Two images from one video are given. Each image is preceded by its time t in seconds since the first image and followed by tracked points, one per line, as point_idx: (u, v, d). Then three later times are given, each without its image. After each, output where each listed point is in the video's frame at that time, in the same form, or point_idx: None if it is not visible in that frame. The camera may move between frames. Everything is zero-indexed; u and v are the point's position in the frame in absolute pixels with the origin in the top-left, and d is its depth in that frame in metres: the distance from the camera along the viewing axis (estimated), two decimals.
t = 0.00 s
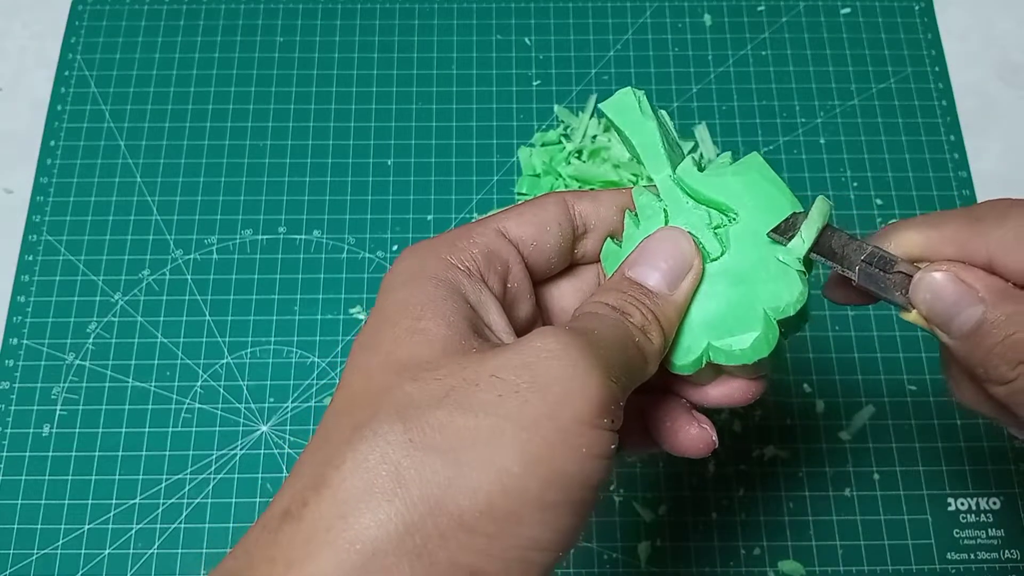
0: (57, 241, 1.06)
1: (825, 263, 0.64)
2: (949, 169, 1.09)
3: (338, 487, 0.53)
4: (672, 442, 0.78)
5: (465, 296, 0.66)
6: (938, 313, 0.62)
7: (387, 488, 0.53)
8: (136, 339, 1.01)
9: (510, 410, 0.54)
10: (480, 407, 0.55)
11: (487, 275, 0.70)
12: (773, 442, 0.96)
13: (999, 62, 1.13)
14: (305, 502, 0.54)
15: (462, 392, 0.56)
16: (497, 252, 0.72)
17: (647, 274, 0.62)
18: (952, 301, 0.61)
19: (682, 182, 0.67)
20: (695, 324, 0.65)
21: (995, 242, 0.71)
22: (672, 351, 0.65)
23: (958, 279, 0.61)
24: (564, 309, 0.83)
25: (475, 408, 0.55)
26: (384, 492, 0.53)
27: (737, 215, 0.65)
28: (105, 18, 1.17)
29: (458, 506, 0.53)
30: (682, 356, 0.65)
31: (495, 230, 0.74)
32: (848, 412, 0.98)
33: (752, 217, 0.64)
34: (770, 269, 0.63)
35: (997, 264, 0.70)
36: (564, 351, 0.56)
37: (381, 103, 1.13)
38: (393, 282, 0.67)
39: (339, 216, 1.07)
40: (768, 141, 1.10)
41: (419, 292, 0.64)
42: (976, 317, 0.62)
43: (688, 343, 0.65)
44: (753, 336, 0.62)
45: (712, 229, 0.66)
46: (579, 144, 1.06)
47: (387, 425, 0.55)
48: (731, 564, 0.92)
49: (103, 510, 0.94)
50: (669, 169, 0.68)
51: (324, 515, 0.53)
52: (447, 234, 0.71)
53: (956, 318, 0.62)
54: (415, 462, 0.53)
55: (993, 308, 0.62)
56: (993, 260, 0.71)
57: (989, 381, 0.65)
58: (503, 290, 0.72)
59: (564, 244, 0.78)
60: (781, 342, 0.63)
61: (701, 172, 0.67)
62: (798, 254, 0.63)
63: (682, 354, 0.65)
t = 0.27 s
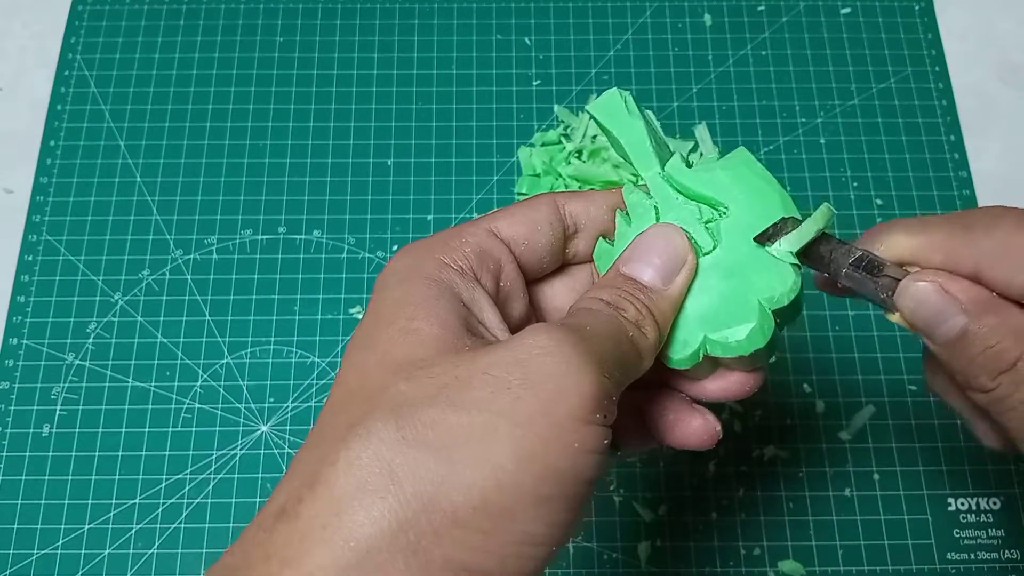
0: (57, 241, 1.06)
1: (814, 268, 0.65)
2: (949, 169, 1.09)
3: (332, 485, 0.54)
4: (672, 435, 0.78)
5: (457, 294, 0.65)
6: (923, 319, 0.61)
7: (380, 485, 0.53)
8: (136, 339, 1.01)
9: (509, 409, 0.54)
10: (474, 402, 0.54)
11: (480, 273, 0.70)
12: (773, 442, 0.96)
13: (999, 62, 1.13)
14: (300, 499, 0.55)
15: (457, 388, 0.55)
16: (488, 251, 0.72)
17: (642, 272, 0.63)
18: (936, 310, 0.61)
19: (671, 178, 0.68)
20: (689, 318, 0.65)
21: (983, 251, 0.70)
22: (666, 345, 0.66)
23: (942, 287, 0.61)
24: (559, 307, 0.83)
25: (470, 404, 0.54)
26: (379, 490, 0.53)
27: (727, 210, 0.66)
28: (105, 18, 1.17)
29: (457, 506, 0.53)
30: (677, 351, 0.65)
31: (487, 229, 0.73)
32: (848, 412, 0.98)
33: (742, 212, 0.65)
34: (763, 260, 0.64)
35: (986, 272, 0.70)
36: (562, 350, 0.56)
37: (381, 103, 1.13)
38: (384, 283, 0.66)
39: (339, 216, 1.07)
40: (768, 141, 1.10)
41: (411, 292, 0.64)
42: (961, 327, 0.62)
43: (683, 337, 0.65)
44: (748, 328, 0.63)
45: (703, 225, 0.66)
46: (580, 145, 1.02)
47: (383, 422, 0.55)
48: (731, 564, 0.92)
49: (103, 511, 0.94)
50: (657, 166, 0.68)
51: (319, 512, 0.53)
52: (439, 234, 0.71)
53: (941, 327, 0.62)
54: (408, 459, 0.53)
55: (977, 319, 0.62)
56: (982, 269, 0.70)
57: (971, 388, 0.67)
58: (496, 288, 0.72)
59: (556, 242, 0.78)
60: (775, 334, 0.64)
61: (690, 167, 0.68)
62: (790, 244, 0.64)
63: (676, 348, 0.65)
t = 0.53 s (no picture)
0: (57, 241, 1.06)
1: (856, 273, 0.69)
2: (949, 169, 1.09)
3: (323, 482, 0.54)
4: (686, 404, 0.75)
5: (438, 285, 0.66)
6: (938, 358, 0.63)
7: (370, 479, 0.53)
8: (136, 339, 1.01)
9: (509, 408, 0.54)
10: (470, 396, 0.54)
11: (460, 264, 0.70)
12: (773, 442, 0.96)
13: (999, 61, 1.13)
14: (289, 498, 0.55)
15: (444, 384, 0.55)
16: (465, 243, 0.72)
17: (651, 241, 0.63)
18: (954, 349, 0.62)
19: (649, 162, 0.71)
20: (703, 286, 0.65)
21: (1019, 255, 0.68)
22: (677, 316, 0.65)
23: (962, 327, 0.62)
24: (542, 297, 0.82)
25: (466, 398, 0.54)
26: (369, 483, 0.53)
27: (713, 183, 0.69)
28: (105, 18, 1.17)
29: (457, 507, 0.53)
30: (699, 323, 0.64)
31: (460, 224, 0.74)
32: (848, 411, 0.98)
33: (726, 182, 0.68)
34: (758, 221, 0.66)
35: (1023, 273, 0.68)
36: (562, 348, 0.56)
37: (381, 103, 1.13)
38: (360, 279, 0.67)
39: (339, 216, 1.07)
40: (768, 141, 1.10)
41: (384, 288, 0.64)
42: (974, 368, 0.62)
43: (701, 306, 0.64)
44: (768, 283, 0.64)
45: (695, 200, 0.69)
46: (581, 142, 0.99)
47: (368, 419, 0.55)
48: (731, 564, 0.92)
49: (103, 511, 0.94)
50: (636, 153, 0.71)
51: (308, 509, 0.54)
52: (412, 230, 0.71)
53: (955, 367, 0.63)
54: (398, 452, 0.54)
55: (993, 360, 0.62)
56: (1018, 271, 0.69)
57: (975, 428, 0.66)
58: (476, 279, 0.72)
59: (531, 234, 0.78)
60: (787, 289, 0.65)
61: (664, 150, 0.71)
62: (774, 206, 0.67)
63: (694, 318, 0.64)
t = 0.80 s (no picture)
0: (57, 241, 1.06)
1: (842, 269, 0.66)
2: (948, 169, 1.09)
3: (319, 480, 0.54)
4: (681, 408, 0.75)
5: (436, 285, 0.66)
6: (929, 356, 0.62)
7: (368, 477, 0.53)
8: (137, 339, 1.01)
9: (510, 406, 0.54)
10: (467, 390, 0.54)
11: (457, 265, 0.70)
12: (773, 441, 0.97)
13: (998, 62, 1.13)
14: (278, 494, 0.55)
15: (443, 382, 0.55)
16: (463, 243, 0.72)
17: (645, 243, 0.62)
18: (941, 347, 0.61)
19: (649, 163, 0.70)
20: (693, 287, 0.64)
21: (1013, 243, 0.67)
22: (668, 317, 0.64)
23: (948, 325, 0.61)
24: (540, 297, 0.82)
25: (466, 396, 0.54)
26: (360, 479, 0.53)
27: (712, 182, 0.67)
28: (106, 19, 1.17)
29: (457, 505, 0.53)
30: (689, 324, 0.63)
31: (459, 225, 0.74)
32: (848, 411, 0.98)
33: (726, 181, 0.66)
34: (755, 221, 0.65)
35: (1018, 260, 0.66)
36: (562, 345, 0.55)
37: (382, 103, 1.13)
38: (360, 278, 0.67)
39: (339, 216, 1.07)
40: (768, 142, 1.11)
41: (383, 288, 0.65)
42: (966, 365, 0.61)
43: (690, 308, 0.63)
44: (761, 283, 0.62)
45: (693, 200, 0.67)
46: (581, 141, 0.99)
47: (360, 415, 0.55)
48: (731, 564, 0.92)
49: (103, 510, 0.94)
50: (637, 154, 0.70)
51: (297, 505, 0.53)
52: (414, 231, 0.71)
53: (947, 363, 0.62)
54: (389, 448, 0.53)
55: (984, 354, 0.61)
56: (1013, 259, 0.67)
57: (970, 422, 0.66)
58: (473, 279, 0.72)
59: (531, 235, 0.78)
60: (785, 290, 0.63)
61: (665, 150, 0.70)
62: (776, 204, 0.65)
63: (683, 320, 0.63)
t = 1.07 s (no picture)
0: (57, 241, 1.06)
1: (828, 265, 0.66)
2: (948, 169, 1.09)
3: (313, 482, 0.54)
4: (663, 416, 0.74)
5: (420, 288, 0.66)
6: (921, 348, 0.62)
7: (365, 478, 0.53)
8: (137, 339, 1.01)
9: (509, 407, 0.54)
10: (458, 392, 0.54)
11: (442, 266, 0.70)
12: (773, 441, 0.97)
13: (999, 61, 1.13)
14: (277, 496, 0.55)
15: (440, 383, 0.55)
16: (449, 246, 0.72)
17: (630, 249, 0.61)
18: (932, 339, 0.61)
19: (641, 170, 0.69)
20: (676, 296, 0.63)
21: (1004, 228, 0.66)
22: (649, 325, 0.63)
23: (938, 315, 0.61)
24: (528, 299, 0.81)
25: (465, 398, 0.54)
26: (351, 481, 0.53)
27: (704, 192, 0.66)
28: (105, 18, 1.17)
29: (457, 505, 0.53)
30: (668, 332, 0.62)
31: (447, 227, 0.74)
32: (848, 411, 0.98)
33: (718, 193, 0.65)
34: (743, 233, 0.63)
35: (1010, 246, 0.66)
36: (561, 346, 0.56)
37: (381, 103, 1.13)
38: (347, 277, 0.67)
39: (339, 216, 1.07)
40: (768, 141, 1.11)
41: (367, 289, 0.64)
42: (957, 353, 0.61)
43: (670, 317, 0.62)
44: (743, 297, 0.61)
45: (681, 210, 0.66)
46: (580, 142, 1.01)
47: (347, 419, 0.55)
48: (731, 564, 0.92)
49: (103, 510, 0.94)
50: (629, 160, 0.69)
51: (284, 505, 0.54)
52: (403, 231, 0.72)
53: (940, 352, 0.61)
54: (385, 450, 0.53)
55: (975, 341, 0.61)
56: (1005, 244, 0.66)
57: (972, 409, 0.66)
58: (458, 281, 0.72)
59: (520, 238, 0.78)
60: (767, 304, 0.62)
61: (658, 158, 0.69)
62: (766, 219, 0.64)
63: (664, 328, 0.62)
